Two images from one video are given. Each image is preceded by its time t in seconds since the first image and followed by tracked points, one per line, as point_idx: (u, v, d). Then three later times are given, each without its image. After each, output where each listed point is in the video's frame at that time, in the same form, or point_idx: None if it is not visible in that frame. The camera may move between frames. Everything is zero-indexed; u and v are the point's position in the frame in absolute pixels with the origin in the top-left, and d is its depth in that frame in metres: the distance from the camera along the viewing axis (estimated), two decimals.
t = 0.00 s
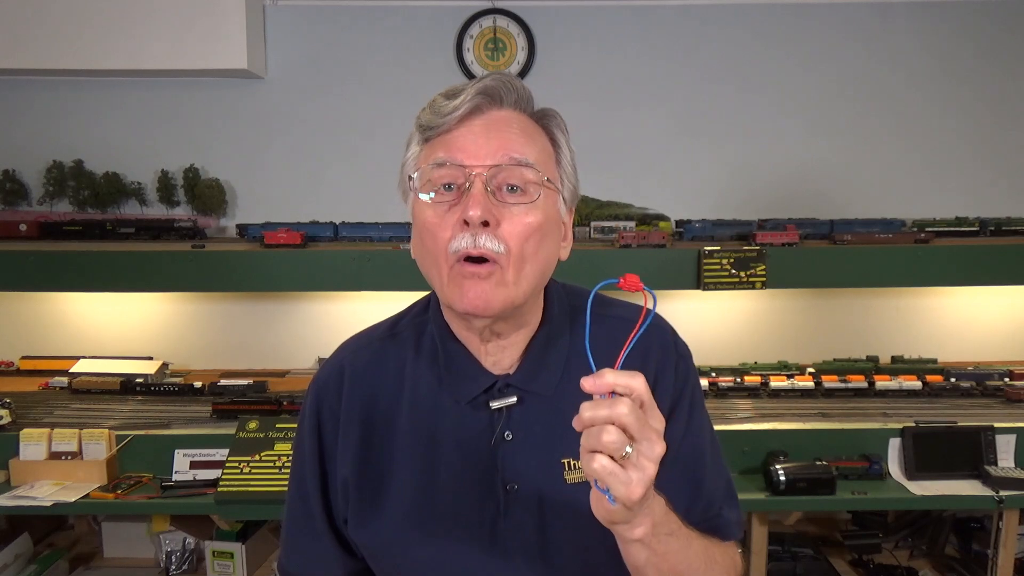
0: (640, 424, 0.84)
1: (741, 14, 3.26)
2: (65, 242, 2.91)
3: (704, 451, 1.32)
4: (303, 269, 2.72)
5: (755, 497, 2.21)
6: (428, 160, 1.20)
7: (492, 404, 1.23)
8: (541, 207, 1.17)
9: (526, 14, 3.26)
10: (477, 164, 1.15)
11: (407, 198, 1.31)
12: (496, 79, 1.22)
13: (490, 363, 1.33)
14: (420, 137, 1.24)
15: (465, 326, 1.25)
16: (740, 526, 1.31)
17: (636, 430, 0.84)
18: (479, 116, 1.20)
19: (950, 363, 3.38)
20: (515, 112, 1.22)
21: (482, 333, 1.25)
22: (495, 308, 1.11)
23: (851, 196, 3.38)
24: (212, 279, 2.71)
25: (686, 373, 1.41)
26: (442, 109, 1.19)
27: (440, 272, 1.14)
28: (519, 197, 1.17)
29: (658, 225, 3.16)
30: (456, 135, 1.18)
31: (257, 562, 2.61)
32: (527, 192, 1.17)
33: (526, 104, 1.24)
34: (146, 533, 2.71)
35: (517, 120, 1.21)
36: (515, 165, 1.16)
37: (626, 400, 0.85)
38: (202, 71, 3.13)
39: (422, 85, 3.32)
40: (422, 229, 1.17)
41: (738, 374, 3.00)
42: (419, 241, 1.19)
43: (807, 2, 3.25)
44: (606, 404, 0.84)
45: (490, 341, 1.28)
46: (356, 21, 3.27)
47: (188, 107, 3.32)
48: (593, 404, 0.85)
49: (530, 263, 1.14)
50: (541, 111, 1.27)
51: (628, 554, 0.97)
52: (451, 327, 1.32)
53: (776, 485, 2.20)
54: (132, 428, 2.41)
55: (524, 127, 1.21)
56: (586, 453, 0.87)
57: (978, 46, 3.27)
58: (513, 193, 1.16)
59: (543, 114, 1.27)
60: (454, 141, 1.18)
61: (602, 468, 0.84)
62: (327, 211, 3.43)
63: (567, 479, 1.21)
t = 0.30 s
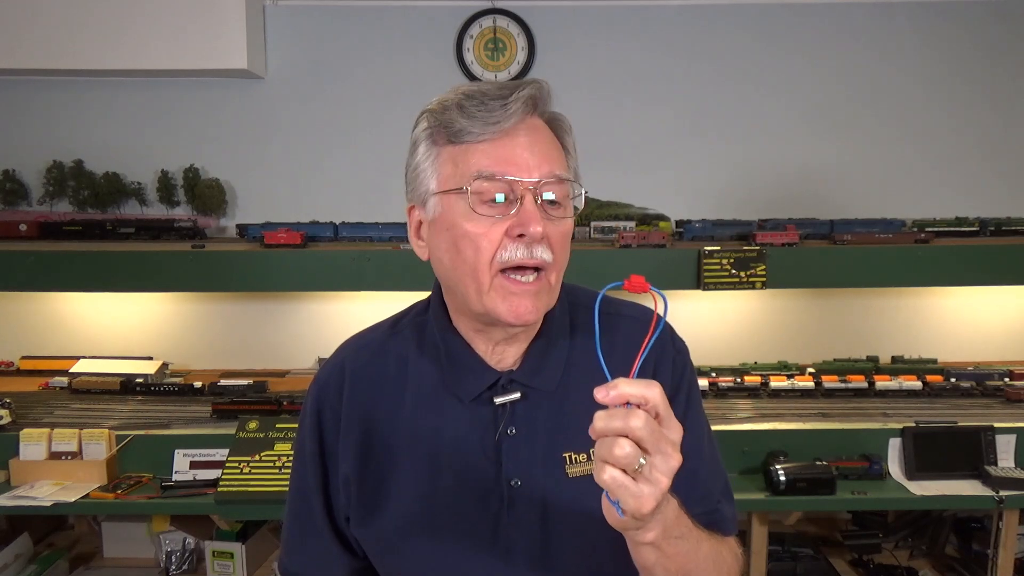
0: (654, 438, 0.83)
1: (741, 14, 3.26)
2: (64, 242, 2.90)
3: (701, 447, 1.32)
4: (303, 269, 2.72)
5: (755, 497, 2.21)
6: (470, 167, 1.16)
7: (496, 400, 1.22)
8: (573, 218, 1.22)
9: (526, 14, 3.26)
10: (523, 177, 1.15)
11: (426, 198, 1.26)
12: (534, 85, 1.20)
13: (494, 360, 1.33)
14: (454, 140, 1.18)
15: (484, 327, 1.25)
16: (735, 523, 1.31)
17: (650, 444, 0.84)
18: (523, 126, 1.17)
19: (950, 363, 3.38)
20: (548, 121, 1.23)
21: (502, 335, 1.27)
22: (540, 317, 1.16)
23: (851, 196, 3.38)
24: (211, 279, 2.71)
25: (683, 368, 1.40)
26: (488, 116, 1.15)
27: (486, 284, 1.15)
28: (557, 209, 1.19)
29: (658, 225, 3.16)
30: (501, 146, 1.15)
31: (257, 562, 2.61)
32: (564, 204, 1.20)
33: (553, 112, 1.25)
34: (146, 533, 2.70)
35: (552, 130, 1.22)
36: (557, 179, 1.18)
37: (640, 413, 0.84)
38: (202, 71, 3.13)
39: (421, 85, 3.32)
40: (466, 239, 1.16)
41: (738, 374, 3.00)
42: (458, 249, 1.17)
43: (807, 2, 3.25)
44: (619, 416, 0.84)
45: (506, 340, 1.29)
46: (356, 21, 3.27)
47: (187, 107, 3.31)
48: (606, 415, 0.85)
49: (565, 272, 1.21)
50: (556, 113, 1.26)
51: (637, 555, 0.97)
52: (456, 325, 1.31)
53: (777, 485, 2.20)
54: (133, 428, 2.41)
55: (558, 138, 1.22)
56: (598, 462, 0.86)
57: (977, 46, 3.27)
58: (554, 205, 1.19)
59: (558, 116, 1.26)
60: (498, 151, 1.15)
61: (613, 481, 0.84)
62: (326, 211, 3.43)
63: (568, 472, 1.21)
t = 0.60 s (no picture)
0: (644, 444, 0.84)
1: (741, 14, 3.26)
2: (64, 242, 2.91)
3: (700, 447, 1.32)
4: (303, 269, 2.72)
5: (755, 497, 2.21)
6: (445, 169, 1.17)
7: (493, 400, 1.22)
8: (558, 222, 1.18)
9: (526, 14, 3.26)
10: (495, 179, 1.14)
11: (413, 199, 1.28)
12: (514, 87, 1.19)
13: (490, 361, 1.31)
14: (434, 143, 1.20)
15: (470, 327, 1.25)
16: (736, 521, 1.33)
17: (641, 451, 0.83)
18: (498, 127, 1.17)
19: (950, 363, 3.38)
20: (531, 123, 1.20)
21: (490, 336, 1.25)
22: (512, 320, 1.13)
23: (851, 196, 3.38)
24: (211, 279, 2.71)
25: (682, 367, 1.40)
26: (462, 118, 1.15)
27: (458, 285, 1.14)
28: (535, 212, 1.16)
29: (658, 225, 3.16)
30: (474, 147, 1.15)
31: (257, 562, 2.61)
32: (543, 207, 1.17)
33: (539, 113, 1.23)
34: (146, 533, 2.70)
35: (534, 131, 1.19)
36: (533, 182, 1.15)
37: (627, 423, 0.84)
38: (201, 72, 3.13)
39: (421, 85, 3.32)
40: (439, 240, 1.16)
41: (738, 374, 3.00)
42: (434, 250, 1.18)
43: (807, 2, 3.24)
44: (609, 429, 0.83)
45: (496, 341, 1.28)
46: (356, 21, 3.27)
47: (188, 107, 3.31)
48: (594, 430, 0.83)
49: (545, 276, 1.17)
50: (549, 115, 1.25)
51: (632, 566, 0.96)
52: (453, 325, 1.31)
53: (777, 485, 2.20)
54: (132, 428, 2.41)
55: (540, 139, 1.19)
56: (592, 481, 0.84)
57: (977, 46, 3.27)
58: (531, 208, 1.16)
59: (551, 118, 1.25)
60: (472, 153, 1.15)
61: (613, 496, 0.82)
62: (327, 211, 3.43)
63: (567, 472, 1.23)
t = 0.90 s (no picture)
0: (622, 439, 0.84)
1: (741, 14, 3.26)
2: (65, 242, 2.90)
3: (700, 448, 1.32)
4: (303, 269, 2.72)
5: (755, 497, 2.21)
6: (441, 151, 1.19)
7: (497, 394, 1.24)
8: (552, 206, 1.17)
9: (526, 14, 3.26)
10: (489, 158, 1.14)
11: (416, 190, 1.30)
12: (511, 77, 1.22)
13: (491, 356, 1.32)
14: (433, 130, 1.23)
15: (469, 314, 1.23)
16: (734, 524, 1.32)
17: (619, 447, 0.84)
18: (492, 112, 1.19)
19: (950, 363, 3.38)
20: (527, 110, 1.22)
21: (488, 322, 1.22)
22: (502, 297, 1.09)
23: (851, 196, 3.38)
24: (211, 279, 2.71)
25: (684, 369, 1.40)
26: (458, 102, 1.18)
27: (449, 263, 1.12)
28: (529, 193, 1.15)
29: (658, 225, 3.16)
30: (469, 130, 1.17)
31: (257, 562, 2.61)
32: (537, 189, 1.16)
33: (537, 104, 1.24)
34: (146, 533, 2.70)
35: (530, 117, 1.21)
36: (526, 162, 1.15)
37: (602, 420, 0.84)
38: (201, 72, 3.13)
39: (421, 85, 3.32)
40: (431, 218, 1.16)
41: (738, 374, 3.00)
42: (429, 230, 1.17)
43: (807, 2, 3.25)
44: (586, 429, 0.82)
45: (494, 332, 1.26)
46: (356, 21, 3.27)
47: (188, 107, 3.31)
48: (572, 433, 0.83)
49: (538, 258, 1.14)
50: (550, 111, 1.27)
51: (625, 569, 0.96)
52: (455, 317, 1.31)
53: (777, 484, 2.20)
54: (133, 428, 2.41)
55: (535, 125, 1.20)
56: (576, 485, 0.84)
57: (977, 47, 3.27)
58: (524, 189, 1.16)
59: (552, 114, 1.27)
60: (466, 135, 1.17)
61: (599, 494, 0.82)
62: (327, 211, 3.43)
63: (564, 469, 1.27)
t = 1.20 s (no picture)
0: (617, 435, 0.84)
1: (741, 14, 3.26)
2: (65, 242, 2.91)
3: (700, 447, 1.32)
4: (303, 269, 2.72)
5: (755, 497, 2.21)
6: (438, 161, 1.18)
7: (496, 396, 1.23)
8: (551, 214, 1.17)
9: (526, 14, 3.26)
10: (487, 168, 1.14)
11: (413, 197, 1.30)
12: (507, 80, 1.20)
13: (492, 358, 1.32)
14: (429, 136, 1.22)
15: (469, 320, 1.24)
16: (736, 522, 1.32)
17: (615, 443, 0.84)
18: (490, 118, 1.17)
19: (950, 363, 3.38)
20: (524, 116, 1.21)
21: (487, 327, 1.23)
22: (503, 309, 1.11)
23: (851, 196, 3.38)
24: (211, 279, 2.71)
25: (683, 368, 1.40)
26: (454, 109, 1.17)
27: (449, 275, 1.13)
28: (528, 202, 1.16)
29: (658, 225, 3.16)
30: (466, 139, 1.16)
31: (257, 562, 2.61)
32: (536, 198, 1.16)
33: (534, 107, 1.23)
34: (146, 533, 2.70)
35: (527, 123, 1.20)
36: (525, 171, 1.15)
37: (597, 417, 0.84)
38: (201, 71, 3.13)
39: (421, 85, 3.32)
40: (431, 230, 1.16)
41: (738, 374, 3.00)
42: (428, 241, 1.18)
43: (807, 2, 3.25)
44: (581, 426, 0.83)
45: (494, 337, 1.27)
46: (356, 21, 3.27)
47: (188, 107, 3.31)
48: (567, 431, 0.83)
49: (539, 267, 1.15)
50: (546, 111, 1.26)
51: (625, 566, 0.96)
52: (452, 320, 1.31)
53: (777, 484, 2.20)
54: (133, 428, 2.41)
55: (533, 130, 1.19)
56: (573, 482, 0.84)
57: (977, 47, 3.27)
58: (523, 198, 1.16)
59: (548, 115, 1.26)
60: (464, 144, 1.16)
61: (596, 490, 0.82)
62: (327, 211, 3.43)
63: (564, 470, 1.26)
